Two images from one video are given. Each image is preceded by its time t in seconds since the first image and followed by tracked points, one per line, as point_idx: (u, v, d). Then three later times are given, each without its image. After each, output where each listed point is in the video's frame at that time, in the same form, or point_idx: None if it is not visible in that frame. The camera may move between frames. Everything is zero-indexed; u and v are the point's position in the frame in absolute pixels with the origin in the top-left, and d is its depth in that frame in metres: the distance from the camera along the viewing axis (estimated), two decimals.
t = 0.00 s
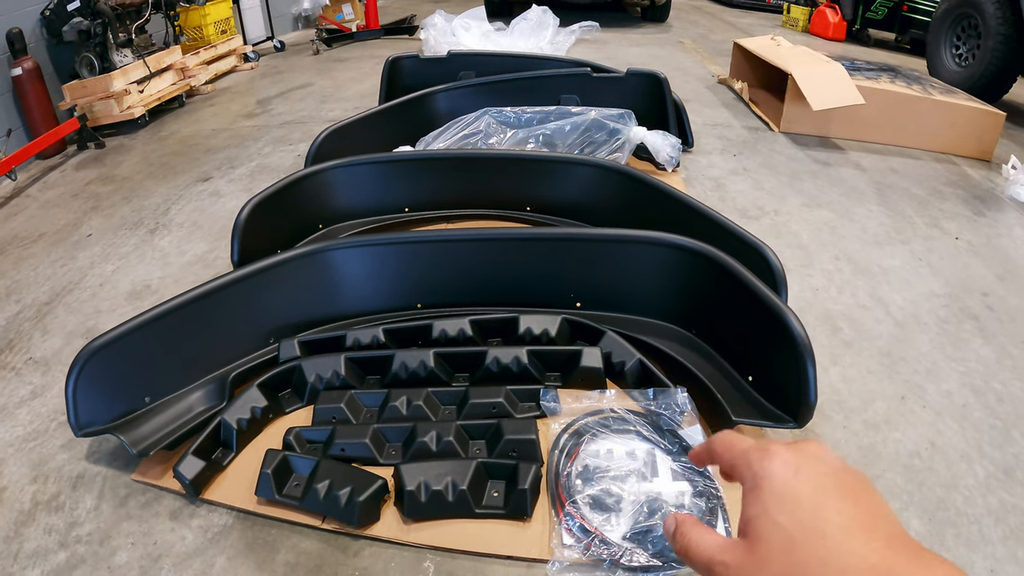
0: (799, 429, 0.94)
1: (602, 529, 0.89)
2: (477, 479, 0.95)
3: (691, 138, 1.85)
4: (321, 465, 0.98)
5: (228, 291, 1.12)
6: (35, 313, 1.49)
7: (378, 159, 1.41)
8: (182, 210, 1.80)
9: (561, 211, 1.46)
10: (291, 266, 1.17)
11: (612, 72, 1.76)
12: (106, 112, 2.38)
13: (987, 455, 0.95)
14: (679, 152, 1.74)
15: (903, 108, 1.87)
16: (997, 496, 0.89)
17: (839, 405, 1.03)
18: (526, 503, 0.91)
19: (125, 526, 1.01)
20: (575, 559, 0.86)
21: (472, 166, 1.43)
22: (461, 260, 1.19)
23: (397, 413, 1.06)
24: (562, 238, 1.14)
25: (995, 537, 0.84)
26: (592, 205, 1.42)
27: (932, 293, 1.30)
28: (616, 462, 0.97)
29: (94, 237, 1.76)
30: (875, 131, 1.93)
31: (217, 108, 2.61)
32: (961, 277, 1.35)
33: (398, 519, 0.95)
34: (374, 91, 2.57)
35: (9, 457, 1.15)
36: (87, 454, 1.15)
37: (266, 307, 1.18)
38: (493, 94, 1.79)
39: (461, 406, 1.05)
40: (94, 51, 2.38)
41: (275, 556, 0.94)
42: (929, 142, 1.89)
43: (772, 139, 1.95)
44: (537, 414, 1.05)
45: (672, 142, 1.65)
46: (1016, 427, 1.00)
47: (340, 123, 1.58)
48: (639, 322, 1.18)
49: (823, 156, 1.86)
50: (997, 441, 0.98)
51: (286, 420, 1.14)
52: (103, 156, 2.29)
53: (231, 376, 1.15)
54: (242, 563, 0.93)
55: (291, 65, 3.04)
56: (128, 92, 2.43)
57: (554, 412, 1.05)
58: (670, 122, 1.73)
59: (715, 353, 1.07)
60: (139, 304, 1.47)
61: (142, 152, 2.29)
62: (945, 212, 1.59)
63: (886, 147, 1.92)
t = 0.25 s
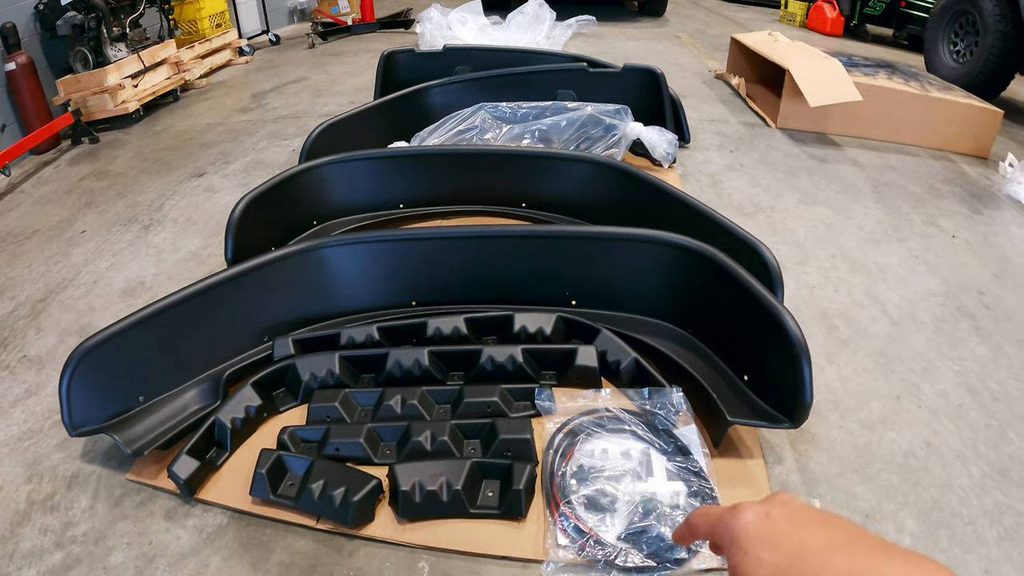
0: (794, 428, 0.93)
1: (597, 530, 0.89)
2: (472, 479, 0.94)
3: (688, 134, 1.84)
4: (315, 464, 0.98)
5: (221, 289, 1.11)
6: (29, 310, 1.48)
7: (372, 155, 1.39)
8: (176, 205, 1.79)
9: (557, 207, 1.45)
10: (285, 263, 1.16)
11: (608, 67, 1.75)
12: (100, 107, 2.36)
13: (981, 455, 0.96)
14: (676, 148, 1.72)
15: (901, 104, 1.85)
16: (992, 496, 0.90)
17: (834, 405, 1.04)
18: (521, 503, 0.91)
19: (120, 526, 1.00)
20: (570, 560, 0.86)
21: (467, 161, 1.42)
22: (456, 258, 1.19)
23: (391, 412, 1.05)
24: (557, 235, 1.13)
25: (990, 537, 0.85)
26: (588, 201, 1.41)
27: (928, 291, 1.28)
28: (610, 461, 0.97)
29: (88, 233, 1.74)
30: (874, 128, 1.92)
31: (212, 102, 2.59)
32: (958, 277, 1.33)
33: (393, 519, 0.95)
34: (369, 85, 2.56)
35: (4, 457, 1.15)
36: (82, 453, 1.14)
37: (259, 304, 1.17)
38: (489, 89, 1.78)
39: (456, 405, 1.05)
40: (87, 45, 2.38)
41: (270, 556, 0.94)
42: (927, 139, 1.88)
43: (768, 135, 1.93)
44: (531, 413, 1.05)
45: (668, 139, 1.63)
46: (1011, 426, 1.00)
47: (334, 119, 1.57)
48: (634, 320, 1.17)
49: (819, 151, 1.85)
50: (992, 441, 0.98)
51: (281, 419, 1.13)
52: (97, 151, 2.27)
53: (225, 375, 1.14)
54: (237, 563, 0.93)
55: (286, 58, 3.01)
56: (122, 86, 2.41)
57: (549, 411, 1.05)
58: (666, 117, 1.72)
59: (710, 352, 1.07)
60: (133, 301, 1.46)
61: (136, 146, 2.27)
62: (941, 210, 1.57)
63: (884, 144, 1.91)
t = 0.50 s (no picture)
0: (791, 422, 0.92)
1: (593, 527, 0.87)
2: (467, 477, 0.93)
3: (685, 118, 1.81)
4: (310, 463, 0.97)
5: (211, 287, 1.09)
6: (24, 309, 1.46)
7: (363, 144, 1.36)
8: (169, 200, 1.76)
9: (552, 195, 1.42)
10: (275, 259, 1.14)
11: (604, 51, 1.71)
12: (93, 101, 2.33)
13: (981, 447, 0.96)
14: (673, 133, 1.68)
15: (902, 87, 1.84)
16: (991, 489, 0.90)
17: (833, 397, 1.03)
18: (516, 500, 0.90)
19: (119, 529, 0.99)
20: (566, 558, 0.85)
21: (460, 150, 1.39)
22: (449, 251, 1.16)
23: (386, 409, 1.04)
24: (552, 227, 1.10)
25: (987, 531, 0.85)
26: (583, 189, 1.38)
27: (928, 279, 1.29)
28: (607, 457, 0.95)
29: (81, 230, 1.72)
30: (873, 111, 1.91)
31: (205, 91, 2.55)
32: (958, 261, 1.35)
33: (389, 518, 0.93)
34: (362, 71, 2.50)
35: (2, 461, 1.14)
36: (79, 455, 1.13)
37: (251, 302, 1.15)
38: (483, 74, 1.74)
39: (450, 401, 1.04)
40: (77, 38, 2.31)
41: (266, 557, 0.93)
42: (926, 121, 1.88)
43: (765, 118, 1.90)
44: (527, 408, 1.03)
45: (665, 124, 1.60)
46: (1011, 417, 1.00)
47: (325, 108, 1.54)
48: (631, 311, 1.15)
49: (818, 135, 1.83)
50: (992, 432, 0.98)
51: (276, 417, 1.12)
52: (90, 145, 2.24)
53: (219, 374, 1.12)
54: (234, 564, 0.92)
55: (278, 45, 2.96)
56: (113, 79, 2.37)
57: (545, 406, 1.03)
58: (663, 101, 1.68)
59: (707, 344, 1.05)
60: (127, 298, 1.44)
61: (129, 139, 2.24)
62: (941, 194, 1.60)
63: (883, 127, 1.90)
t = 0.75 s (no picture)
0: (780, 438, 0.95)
1: (590, 541, 0.91)
2: (472, 495, 0.97)
3: (682, 111, 1.81)
4: (323, 485, 1.01)
5: (216, 312, 1.11)
6: (32, 326, 1.49)
7: (360, 155, 1.36)
8: (169, 208, 1.74)
9: (548, 202, 1.42)
10: (277, 280, 1.16)
11: (600, 48, 1.70)
12: (87, 102, 2.32)
13: (964, 456, 1.00)
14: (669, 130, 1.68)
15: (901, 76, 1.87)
16: (973, 498, 0.95)
17: (822, 406, 1.06)
18: (518, 518, 0.94)
19: (143, 549, 1.04)
20: (564, 571, 0.89)
21: (456, 159, 1.39)
22: (448, 268, 1.18)
23: (393, 429, 1.07)
24: (549, 244, 1.11)
25: (967, 539, 0.90)
26: (580, 195, 1.38)
27: (922, 281, 1.31)
28: (603, 474, 0.98)
29: (83, 240, 1.73)
30: (871, 101, 1.94)
31: (198, 87, 2.53)
32: (953, 260, 1.39)
33: (399, 535, 0.97)
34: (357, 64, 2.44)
35: (24, 483, 1.18)
36: (99, 476, 1.17)
37: (255, 322, 1.18)
38: (478, 74, 1.73)
39: (454, 419, 1.07)
40: (68, 40, 2.29)
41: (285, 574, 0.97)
42: (924, 111, 1.92)
43: (764, 110, 1.92)
44: (527, 425, 1.07)
45: (661, 123, 1.60)
46: (996, 425, 1.04)
47: (320, 115, 1.53)
48: (627, 325, 1.17)
49: (817, 127, 1.85)
50: (977, 440, 1.02)
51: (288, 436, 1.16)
52: (85, 148, 2.24)
53: (230, 395, 1.15)
54: None
55: (270, 34, 2.92)
56: (106, 79, 2.35)
57: (544, 423, 1.07)
58: (659, 100, 1.68)
59: (701, 360, 1.07)
60: (134, 314, 1.46)
61: (124, 141, 2.23)
62: (938, 189, 1.64)
63: (881, 117, 1.94)
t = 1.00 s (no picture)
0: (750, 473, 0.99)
1: (568, 571, 0.96)
2: (461, 528, 1.02)
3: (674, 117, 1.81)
4: (326, 518, 1.06)
5: (217, 354, 1.16)
6: (44, 355, 1.55)
7: (350, 184, 1.37)
8: (168, 227, 1.79)
9: (536, 226, 1.43)
10: (274, 320, 1.20)
11: (590, 58, 1.69)
12: (83, 112, 2.33)
13: (935, 483, 1.04)
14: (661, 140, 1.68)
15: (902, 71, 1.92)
16: (940, 525, 0.98)
17: (797, 435, 1.10)
18: (502, 549, 0.99)
19: None
20: None
21: (445, 185, 1.40)
22: (437, 304, 1.21)
23: (389, 464, 1.12)
24: (533, 281, 1.14)
25: (931, 569, 0.94)
26: (567, 219, 1.39)
27: (908, 299, 1.35)
28: (583, 506, 1.03)
29: (87, 263, 1.78)
30: (870, 98, 1.99)
31: (192, 92, 2.54)
32: (942, 275, 1.42)
33: (396, 565, 1.03)
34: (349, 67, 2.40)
35: (49, 514, 1.25)
36: (120, 507, 1.24)
37: (253, 360, 1.21)
38: (468, 85, 1.73)
39: (446, 453, 1.12)
40: (61, 51, 2.31)
41: None
42: (922, 106, 1.97)
43: (760, 110, 1.94)
44: (513, 458, 1.11)
45: (652, 135, 1.60)
46: (969, 450, 1.09)
47: (312, 137, 1.53)
48: (611, 358, 1.20)
49: (811, 129, 1.88)
50: (949, 467, 1.06)
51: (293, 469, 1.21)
52: (84, 160, 2.26)
53: (238, 431, 1.21)
54: None
55: (264, 31, 2.91)
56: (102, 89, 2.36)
57: (528, 457, 1.11)
58: (648, 110, 1.69)
59: (680, 395, 1.11)
60: (141, 342, 1.52)
61: (122, 153, 2.26)
62: (932, 195, 1.67)
63: (880, 114, 1.99)
